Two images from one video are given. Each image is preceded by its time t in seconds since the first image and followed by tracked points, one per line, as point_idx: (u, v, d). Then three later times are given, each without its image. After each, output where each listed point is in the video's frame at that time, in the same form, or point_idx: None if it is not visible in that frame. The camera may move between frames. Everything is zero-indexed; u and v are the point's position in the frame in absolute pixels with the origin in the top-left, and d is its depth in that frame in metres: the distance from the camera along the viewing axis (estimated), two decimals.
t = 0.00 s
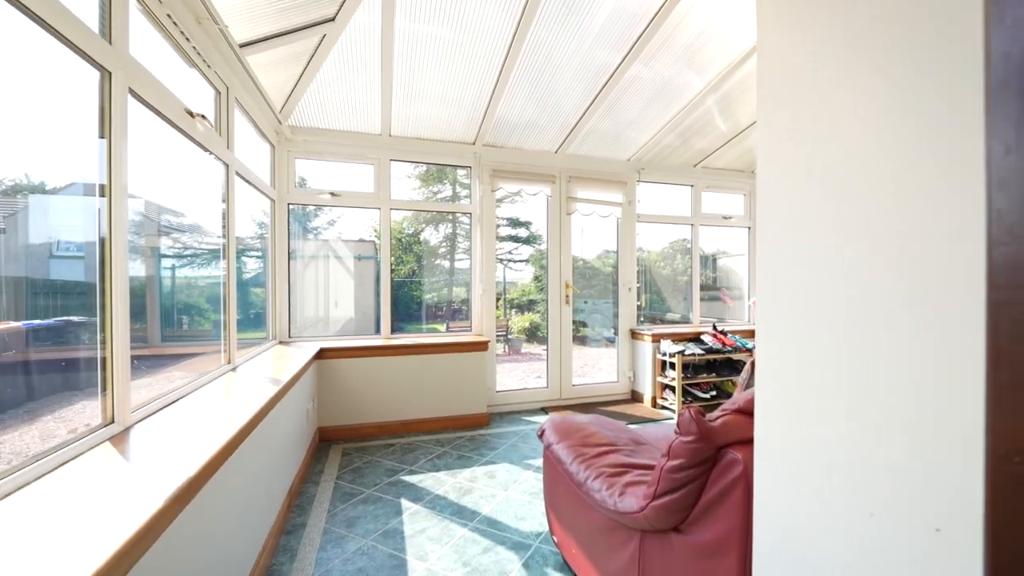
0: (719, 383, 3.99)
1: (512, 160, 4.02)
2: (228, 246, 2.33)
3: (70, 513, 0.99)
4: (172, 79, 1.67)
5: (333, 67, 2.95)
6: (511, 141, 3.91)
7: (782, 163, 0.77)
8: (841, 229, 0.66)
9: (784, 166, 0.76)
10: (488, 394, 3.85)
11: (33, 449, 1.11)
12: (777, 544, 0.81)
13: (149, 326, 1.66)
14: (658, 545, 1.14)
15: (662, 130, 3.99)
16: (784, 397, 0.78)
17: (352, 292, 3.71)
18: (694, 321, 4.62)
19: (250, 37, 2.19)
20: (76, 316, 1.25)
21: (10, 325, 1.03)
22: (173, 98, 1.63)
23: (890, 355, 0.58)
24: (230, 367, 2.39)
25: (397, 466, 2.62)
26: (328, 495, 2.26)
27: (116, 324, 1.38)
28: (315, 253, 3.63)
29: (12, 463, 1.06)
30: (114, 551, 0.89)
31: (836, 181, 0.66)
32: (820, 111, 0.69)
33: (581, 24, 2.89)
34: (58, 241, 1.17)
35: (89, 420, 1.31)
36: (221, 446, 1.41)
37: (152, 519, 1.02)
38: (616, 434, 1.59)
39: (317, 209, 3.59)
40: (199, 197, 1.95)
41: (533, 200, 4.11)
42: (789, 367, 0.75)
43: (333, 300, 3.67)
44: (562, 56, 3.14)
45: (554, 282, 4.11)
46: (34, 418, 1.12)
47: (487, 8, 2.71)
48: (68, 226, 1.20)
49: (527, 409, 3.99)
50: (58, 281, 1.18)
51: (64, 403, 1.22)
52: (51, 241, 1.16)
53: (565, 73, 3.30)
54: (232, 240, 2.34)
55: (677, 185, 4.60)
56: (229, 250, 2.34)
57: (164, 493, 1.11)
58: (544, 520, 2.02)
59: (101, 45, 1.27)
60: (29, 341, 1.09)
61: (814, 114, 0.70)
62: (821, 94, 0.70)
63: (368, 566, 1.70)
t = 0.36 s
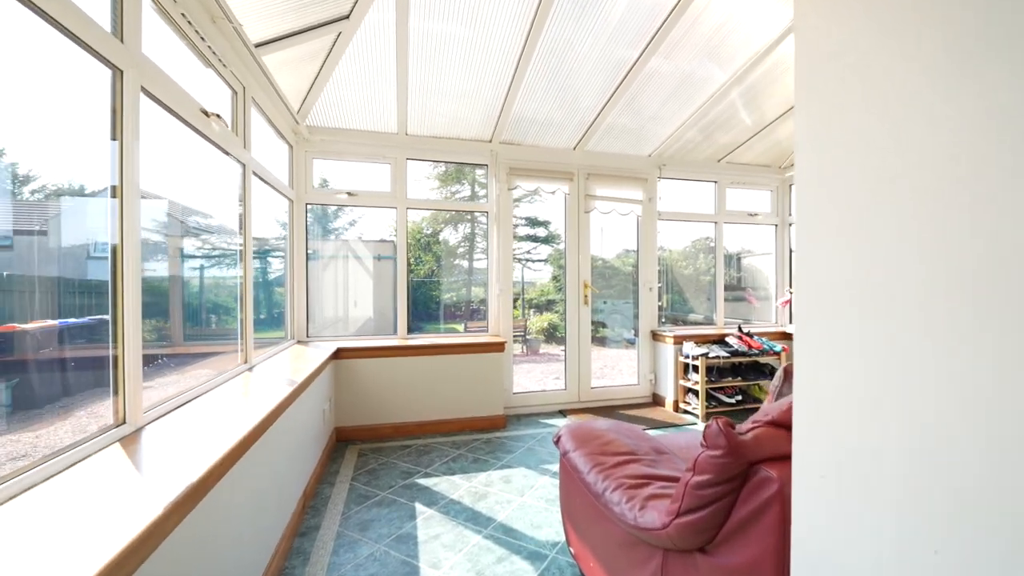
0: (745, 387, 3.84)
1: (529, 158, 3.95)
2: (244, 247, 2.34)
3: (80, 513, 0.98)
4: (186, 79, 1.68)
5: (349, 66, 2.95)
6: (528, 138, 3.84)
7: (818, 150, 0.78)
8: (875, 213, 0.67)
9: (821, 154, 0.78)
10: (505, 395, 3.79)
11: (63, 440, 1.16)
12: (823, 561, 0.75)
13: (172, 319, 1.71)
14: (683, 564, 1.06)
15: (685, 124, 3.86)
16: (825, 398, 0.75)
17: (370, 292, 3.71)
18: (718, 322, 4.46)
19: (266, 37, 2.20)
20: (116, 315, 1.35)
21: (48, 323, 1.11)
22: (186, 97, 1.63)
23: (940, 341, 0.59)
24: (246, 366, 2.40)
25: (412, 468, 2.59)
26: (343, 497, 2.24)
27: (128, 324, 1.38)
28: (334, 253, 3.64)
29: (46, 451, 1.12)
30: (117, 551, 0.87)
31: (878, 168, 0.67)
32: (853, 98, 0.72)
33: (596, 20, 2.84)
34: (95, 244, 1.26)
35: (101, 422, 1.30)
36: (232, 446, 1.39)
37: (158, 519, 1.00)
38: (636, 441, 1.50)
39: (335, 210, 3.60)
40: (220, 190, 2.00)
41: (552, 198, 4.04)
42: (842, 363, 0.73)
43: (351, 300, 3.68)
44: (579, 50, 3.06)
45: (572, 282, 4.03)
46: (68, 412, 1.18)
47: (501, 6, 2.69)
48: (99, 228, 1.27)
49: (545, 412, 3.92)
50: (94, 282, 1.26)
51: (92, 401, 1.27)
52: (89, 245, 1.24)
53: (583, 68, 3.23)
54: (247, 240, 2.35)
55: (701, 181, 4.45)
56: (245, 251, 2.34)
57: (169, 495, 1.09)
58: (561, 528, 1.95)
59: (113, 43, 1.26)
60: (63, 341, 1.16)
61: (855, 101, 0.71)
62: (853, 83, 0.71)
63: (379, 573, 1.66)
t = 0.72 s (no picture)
0: (774, 392, 3.66)
1: (548, 155, 3.86)
2: (262, 247, 2.34)
3: (87, 517, 0.95)
4: (203, 78, 1.67)
5: (365, 64, 2.93)
6: (547, 135, 3.76)
7: (856, 143, 0.69)
8: (950, 189, 0.55)
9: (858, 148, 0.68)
10: (523, 398, 3.72)
11: (88, 437, 1.19)
12: None
13: (196, 318, 1.76)
14: None
15: (710, 119, 3.71)
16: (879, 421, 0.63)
17: (388, 292, 3.69)
18: (745, 324, 4.29)
19: (282, 35, 2.19)
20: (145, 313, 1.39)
21: (78, 321, 1.15)
22: (201, 95, 1.62)
23: (999, 364, 0.50)
24: (263, 367, 2.39)
25: (429, 472, 2.55)
26: (358, 501, 2.21)
27: (139, 324, 1.36)
28: (353, 253, 3.64)
29: (76, 445, 1.17)
30: (127, 554, 0.84)
31: (961, 136, 0.54)
32: (887, 83, 0.62)
33: (617, 12, 2.74)
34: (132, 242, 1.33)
35: (113, 423, 1.29)
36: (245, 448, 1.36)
37: (169, 521, 0.97)
38: (661, 450, 1.39)
39: (353, 210, 3.60)
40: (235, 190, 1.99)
41: (571, 197, 3.95)
42: (882, 386, 0.63)
43: (370, 300, 3.67)
44: (599, 44, 2.97)
45: (592, 282, 3.93)
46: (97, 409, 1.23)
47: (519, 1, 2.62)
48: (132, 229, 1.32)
49: (564, 415, 3.83)
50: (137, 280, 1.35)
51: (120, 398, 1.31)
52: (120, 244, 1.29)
53: (604, 63, 3.13)
54: (265, 240, 2.34)
55: (726, 178, 4.29)
56: (263, 252, 2.34)
57: (182, 495, 1.06)
58: (581, 539, 1.87)
59: (125, 39, 1.24)
60: (93, 337, 1.20)
61: (893, 83, 0.62)
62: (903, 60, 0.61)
63: None
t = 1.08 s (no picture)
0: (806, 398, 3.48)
1: (567, 152, 3.76)
2: (274, 245, 2.31)
3: (84, 527, 0.90)
4: (212, 71, 1.64)
5: (379, 60, 2.87)
6: (566, 131, 3.66)
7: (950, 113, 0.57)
8: None
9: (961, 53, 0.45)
10: (541, 401, 3.63)
11: (94, 442, 1.16)
12: None
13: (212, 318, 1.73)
14: None
15: (736, 112, 3.55)
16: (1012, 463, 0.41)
17: (403, 292, 3.64)
18: (773, 326, 4.10)
19: (295, 30, 2.16)
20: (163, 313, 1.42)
21: (104, 321, 1.20)
22: (211, 91, 1.58)
23: None
24: (276, 369, 2.36)
25: (444, 477, 2.47)
26: (371, 507, 2.15)
27: (143, 324, 1.31)
28: (369, 254, 3.60)
29: (99, 443, 1.19)
30: (126, 567, 0.79)
31: None
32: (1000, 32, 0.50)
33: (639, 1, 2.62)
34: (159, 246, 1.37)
35: (116, 429, 1.24)
36: (255, 452, 1.32)
37: (171, 532, 0.91)
38: (695, 464, 1.28)
39: (368, 209, 3.56)
40: (238, 191, 1.87)
41: (588, 195, 3.82)
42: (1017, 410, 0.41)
43: (386, 300, 3.62)
44: (619, 36, 2.87)
45: (611, 282, 3.81)
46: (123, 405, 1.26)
47: None
48: (164, 233, 1.40)
49: (582, 419, 3.72)
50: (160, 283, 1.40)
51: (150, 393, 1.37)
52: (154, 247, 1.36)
53: (624, 56, 3.02)
54: (277, 238, 2.31)
55: (752, 173, 4.11)
56: (275, 252, 2.31)
57: (185, 505, 1.00)
58: (603, 554, 1.77)
59: (128, 29, 1.20)
60: (116, 337, 1.24)
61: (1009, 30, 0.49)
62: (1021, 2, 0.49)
63: None
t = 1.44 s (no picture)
0: (833, 404, 3.31)
1: (581, 148, 3.64)
2: (279, 242, 2.24)
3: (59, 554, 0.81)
4: (212, 62, 1.57)
5: (388, 55, 2.78)
6: (580, 127, 3.53)
7: None
8: None
9: None
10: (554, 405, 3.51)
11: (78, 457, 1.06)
12: None
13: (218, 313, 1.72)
14: None
15: (758, 106, 3.40)
16: None
17: (413, 292, 3.56)
18: (796, 328, 3.94)
19: (301, 22, 2.09)
20: (177, 312, 1.46)
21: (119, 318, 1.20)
22: (209, 80, 1.52)
23: None
24: (281, 373, 2.28)
25: (455, 487, 2.38)
26: (380, 518, 2.06)
27: (133, 323, 1.22)
28: (379, 253, 3.52)
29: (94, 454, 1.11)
30: None
31: None
32: None
33: None
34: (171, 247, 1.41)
35: (101, 444, 1.13)
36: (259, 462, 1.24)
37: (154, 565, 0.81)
38: (732, 487, 1.18)
39: (377, 207, 3.48)
40: (250, 176, 1.88)
41: (599, 194, 3.69)
42: None
43: (396, 300, 3.54)
44: (636, 30, 2.75)
45: (627, 283, 3.68)
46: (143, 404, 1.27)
47: None
48: (178, 232, 1.44)
49: (598, 424, 3.60)
50: (172, 280, 1.42)
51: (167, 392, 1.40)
52: (167, 246, 1.40)
53: (641, 49, 2.90)
54: (282, 234, 2.24)
55: (775, 169, 3.94)
56: (280, 250, 2.24)
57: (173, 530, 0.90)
58: None
59: (115, 11, 1.12)
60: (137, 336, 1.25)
61: None
62: None
63: None
